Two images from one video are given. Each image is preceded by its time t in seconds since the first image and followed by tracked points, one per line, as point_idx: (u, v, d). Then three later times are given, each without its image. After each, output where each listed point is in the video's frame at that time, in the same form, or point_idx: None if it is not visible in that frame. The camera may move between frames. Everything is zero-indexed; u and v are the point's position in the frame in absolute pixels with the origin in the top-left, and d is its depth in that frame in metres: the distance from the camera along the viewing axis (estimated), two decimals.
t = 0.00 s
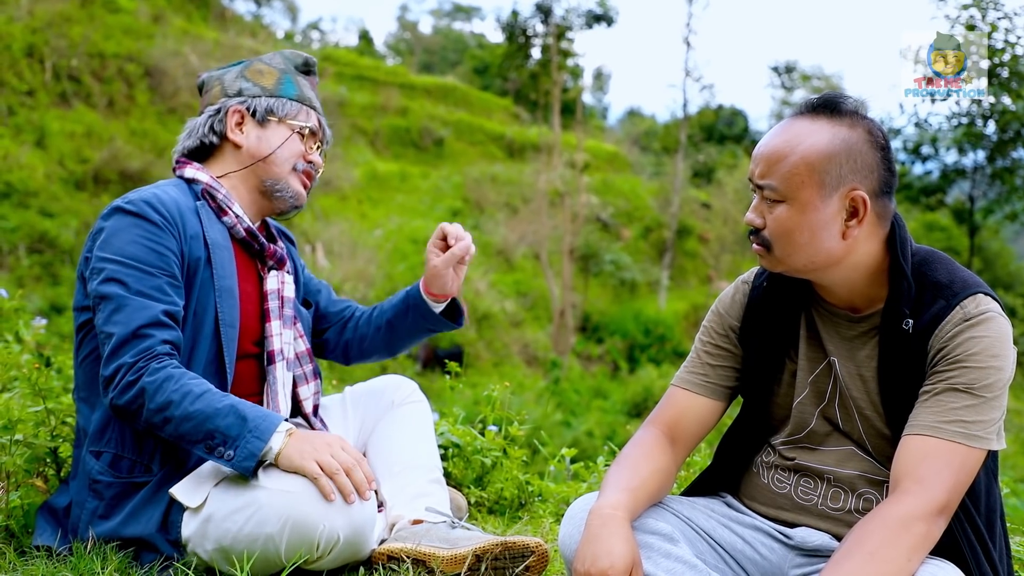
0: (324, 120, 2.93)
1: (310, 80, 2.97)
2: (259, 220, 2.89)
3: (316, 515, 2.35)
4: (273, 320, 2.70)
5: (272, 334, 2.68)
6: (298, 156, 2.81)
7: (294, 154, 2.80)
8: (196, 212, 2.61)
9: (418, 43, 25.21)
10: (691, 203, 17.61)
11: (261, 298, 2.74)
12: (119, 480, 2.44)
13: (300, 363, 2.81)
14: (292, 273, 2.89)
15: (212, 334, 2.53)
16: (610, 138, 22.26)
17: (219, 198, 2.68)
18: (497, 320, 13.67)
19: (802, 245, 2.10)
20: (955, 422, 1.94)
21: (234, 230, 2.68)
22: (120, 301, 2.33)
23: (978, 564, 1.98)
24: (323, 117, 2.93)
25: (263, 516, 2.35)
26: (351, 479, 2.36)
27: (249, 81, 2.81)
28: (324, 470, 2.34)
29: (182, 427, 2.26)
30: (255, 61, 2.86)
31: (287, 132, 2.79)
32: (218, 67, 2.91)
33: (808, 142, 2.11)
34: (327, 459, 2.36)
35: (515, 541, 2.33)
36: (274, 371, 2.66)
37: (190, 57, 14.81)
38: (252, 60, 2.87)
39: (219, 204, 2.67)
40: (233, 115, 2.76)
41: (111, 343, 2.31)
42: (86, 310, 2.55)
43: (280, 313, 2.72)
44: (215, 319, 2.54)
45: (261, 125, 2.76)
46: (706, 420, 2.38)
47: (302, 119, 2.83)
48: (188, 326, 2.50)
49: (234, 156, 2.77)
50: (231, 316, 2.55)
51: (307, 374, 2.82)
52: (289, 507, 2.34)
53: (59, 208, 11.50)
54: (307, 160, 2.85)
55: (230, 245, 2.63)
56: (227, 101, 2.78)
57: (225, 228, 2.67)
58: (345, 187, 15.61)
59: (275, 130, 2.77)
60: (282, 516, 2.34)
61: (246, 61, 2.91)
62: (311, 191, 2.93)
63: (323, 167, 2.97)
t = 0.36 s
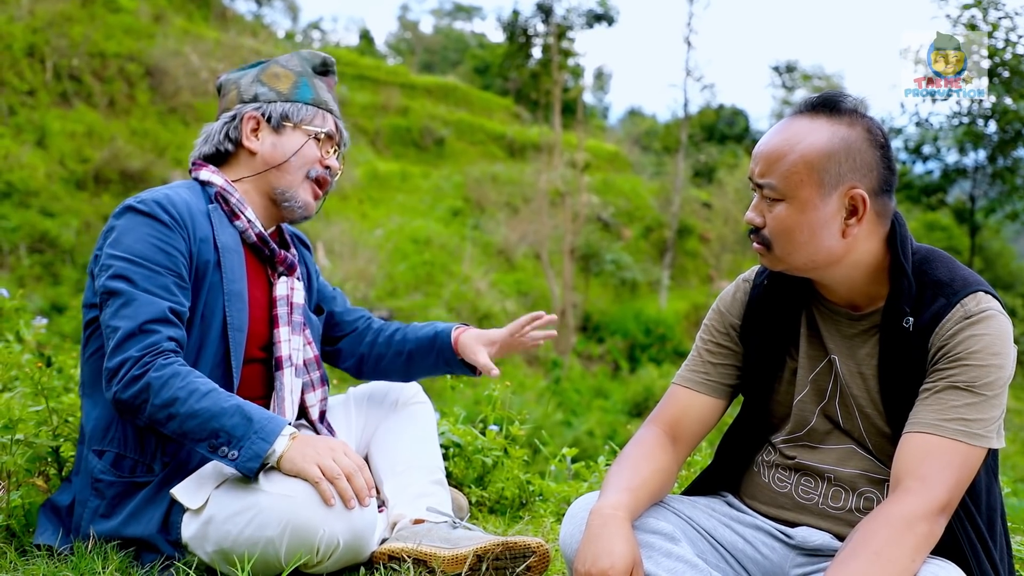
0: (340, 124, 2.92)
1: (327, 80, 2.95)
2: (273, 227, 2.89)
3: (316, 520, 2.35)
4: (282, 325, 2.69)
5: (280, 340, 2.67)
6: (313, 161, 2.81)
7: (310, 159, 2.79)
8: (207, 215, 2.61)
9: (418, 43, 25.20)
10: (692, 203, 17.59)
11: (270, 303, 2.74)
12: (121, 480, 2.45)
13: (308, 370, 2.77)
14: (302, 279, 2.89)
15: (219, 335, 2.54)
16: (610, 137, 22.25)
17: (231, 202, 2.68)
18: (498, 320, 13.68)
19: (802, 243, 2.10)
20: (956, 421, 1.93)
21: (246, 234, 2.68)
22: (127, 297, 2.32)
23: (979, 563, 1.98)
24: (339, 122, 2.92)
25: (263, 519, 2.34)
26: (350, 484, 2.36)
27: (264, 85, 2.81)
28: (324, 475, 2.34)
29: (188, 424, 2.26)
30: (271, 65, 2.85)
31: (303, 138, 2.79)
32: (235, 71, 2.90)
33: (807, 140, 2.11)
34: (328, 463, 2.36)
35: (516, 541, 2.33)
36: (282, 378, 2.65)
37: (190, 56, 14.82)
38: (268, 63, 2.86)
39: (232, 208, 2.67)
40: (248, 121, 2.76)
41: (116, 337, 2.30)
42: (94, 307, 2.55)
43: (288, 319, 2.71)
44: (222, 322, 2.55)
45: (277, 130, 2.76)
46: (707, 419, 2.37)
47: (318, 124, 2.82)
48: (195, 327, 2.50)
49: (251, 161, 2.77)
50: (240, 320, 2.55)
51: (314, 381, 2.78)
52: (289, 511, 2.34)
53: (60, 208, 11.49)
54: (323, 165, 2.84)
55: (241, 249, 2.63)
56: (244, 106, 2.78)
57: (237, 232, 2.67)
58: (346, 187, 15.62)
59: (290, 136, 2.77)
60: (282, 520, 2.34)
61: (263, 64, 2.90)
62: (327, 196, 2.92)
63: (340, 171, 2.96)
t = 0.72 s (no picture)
0: (284, 86, 2.83)
1: (255, 41, 2.83)
2: (252, 217, 2.88)
3: (317, 518, 2.35)
4: (273, 319, 2.70)
5: (273, 334, 2.68)
6: (273, 142, 2.75)
7: (268, 142, 2.74)
8: (190, 217, 2.60)
9: (419, 43, 25.21)
10: (692, 202, 17.58)
11: (261, 298, 2.74)
12: (120, 484, 2.46)
13: (304, 358, 2.82)
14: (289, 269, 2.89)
15: (215, 338, 2.55)
16: (611, 137, 22.26)
17: (212, 201, 2.67)
18: (499, 320, 13.68)
19: (803, 240, 2.10)
20: (955, 421, 1.93)
21: (230, 232, 2.68)
22: (119, 301, 2.32)
23: (980, 562, 1.98)
24: (282, 85, 2.83)
25: (264, 518, 2.35)
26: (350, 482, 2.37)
27: (198, 77, 2.71)
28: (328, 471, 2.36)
29: (188, 426, 2.26)
30: (196, 48, 2.73)
31: (255, 122, 2.72)
32: (160, 62, 2.79)
33: (809, 138, 2.11)
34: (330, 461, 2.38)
35: (517, 541, 2.33)
36: (276, 371, 2.67)
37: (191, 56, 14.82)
38: (191, 46, 2.74)
39: (214, 207, 2.67)
40: (195, 123, 2.70)
41: (107, 341, 2.29)
42: (84, 316, 2.55)
43: (280, 312, 2.73)
44: (217, 323, 2.56)
45: (225, 124, 2.70)
46: (708, 420, 2.37)
47: (263, 102, 2.74)
48: (189, 331, 2.51)
49: (213, 161, 2.74)
50: (234, 321, 2.56)
51: (310, 369, 2.83)
52: (290, 511, 2.34)
53: (61, 208, 11.50)
54: (284, 140, 2.78)
55: (228, 250, 2.63)
56: (185, 109, 2.70)
57: (221, 230, 2.67)
58: (347, 186, 15.63)
59: (241, 125, 2.70)
60: (283, 518, 2.34)
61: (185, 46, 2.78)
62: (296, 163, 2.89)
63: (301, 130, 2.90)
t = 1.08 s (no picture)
0: (263, 82, 2.76)
1: (230, 35, 2.73)
2: (237, 214, 2.85)
3: (318, 519, 2.35)
4: (265, 317, 2.70)
5: (265, 333, 2.69)
6: (255, 144, 2.71)
7: (251, 146, 2.70)
8: (177, 220, 2.59)
9: (420, 44, 25.21)
10: (693, 203, 17.56)
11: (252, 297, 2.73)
12: (119, 486, 2.47)
13: (298, 355, 2.83)
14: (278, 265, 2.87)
15: (210, 339, 2.55)
16: (612, 138, 22.25)
17: (197, 203, 2.65)
18: (500, 320, 13.68)
19: (807, 240, 2.09)
20: (957, 421, 1.93)
21: (216, 233, 2.66)
22: (121, 301, 2.31)
23: (982, 563, 1.98)
24: (261, 80, 2.76)
25: (265, 518, 2.35)
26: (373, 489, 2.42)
27: (173, 82, 2.66)
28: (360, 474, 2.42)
29: (209, 417, 2.27)
30: (169, 50, 2.65)
31: (236, 127, 2.68)
32: (135, 62, 2.72)
33: (813, 138, 2.10)
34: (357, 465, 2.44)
35: (518, 541, 2.32)
36: (270, 369, 2.67)
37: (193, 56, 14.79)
38: (164, 47, 2.66)
39: (198, 208, 2.65)
40: (175, 131, 2.66)
41: (115, 340, 2.28)
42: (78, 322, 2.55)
43: (271, 310, 2.72)
44: (211, 324, 2.55)
45: (204, 130, 2.66)
46: (709, 420, 2.37)
47: (241, 104, 2.69)
48: (185, 334, 2.52)
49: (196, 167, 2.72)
50: (228, 322, 2.56)
51: (304, 365, 2.83)
52: (291, 511, 2.34)
53: (63, 208, 11.51)
54: (266, 141, 2.74)
55: (217, 251, 2.62)
56: (163, 116, 2.66)
57: (207, 232, 2.65)
58: (348, 187, 15.63)
59: (222, 131, 2.66)
60: (284, 518, 2.34)
61: (158, 44, 2.71)
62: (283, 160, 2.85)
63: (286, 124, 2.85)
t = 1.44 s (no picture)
0: (191, 55, 2.74)
1: (146, 22, 2.74)
2: (216, 196, 2.84)
3: (322, 516, 2.35)
4: (258, 297, 2.69)
5: (258, 312, 2.67)
6: (204, 115, 2.69)
7: (200, 117, 2.68)
8: (164, 204, 2.60)
9: (421, 44, 25.21)
10: (694, 203, 17.54)
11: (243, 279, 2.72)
12: (125, 479, 2.46)
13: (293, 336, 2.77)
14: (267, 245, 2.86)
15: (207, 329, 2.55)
16: (613, 138, 22.25)
17: (174, 188, 2.66)
18: (501, 320, 13.67)
19: (810, 241, 2.10)
20: (960, 422, 1.93)
21: (198, 216, 2.67)
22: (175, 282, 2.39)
23: (983, 565, 1.98)
24: (191, 54, 2.74)
25: (269, 516, 2.35)
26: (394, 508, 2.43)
27: (106, 81, 2.67)
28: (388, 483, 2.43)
29: (287, 395, 2.35)
30: (94, 53, 2.69)
31: (177, 103, 2.67)
32: (69, 79, 2.76)
33: (818, 139, 2.10)
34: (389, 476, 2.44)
35: (519, 541, 2.32)
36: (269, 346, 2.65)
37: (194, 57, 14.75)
38: (89, 56, 2.70)
39: (177, 193, 2.66)
40: (123, 127, 2.67)
41: (197, 308, 2.37)
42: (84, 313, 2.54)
43: (263, 289, 2.71)
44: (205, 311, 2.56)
45: (149, 118, 2.66)
46: (709, 420, 2.36)
47: (176, 79, 2.68)
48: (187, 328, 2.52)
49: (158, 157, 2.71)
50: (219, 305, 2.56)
51: (298, 346, 2.77)
52: (294, 507, 2.35)
53: (64, 208, 11.52)
54: (215, 110, 2.72)
55: (204, 235, 2.64)
56: (108, 117, 2.67)
57: (190, 216, 2.66)
58: (348, 187, 15.64)
59: (165, 111, 2.66)
60: (287, 515, 2.35)
61: (85, 58, 2.74)
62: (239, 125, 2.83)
63: (230, 90, 2.82)
